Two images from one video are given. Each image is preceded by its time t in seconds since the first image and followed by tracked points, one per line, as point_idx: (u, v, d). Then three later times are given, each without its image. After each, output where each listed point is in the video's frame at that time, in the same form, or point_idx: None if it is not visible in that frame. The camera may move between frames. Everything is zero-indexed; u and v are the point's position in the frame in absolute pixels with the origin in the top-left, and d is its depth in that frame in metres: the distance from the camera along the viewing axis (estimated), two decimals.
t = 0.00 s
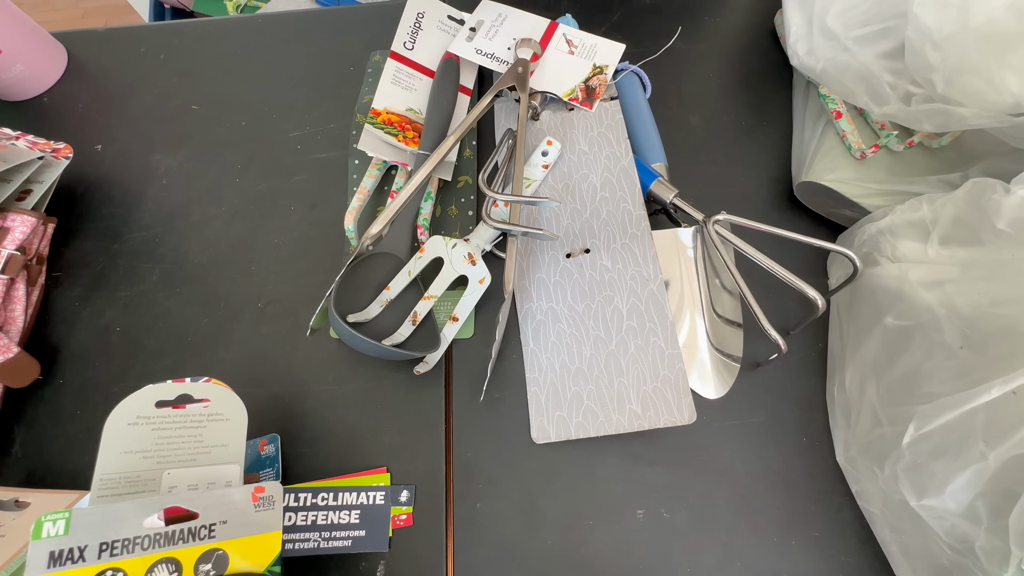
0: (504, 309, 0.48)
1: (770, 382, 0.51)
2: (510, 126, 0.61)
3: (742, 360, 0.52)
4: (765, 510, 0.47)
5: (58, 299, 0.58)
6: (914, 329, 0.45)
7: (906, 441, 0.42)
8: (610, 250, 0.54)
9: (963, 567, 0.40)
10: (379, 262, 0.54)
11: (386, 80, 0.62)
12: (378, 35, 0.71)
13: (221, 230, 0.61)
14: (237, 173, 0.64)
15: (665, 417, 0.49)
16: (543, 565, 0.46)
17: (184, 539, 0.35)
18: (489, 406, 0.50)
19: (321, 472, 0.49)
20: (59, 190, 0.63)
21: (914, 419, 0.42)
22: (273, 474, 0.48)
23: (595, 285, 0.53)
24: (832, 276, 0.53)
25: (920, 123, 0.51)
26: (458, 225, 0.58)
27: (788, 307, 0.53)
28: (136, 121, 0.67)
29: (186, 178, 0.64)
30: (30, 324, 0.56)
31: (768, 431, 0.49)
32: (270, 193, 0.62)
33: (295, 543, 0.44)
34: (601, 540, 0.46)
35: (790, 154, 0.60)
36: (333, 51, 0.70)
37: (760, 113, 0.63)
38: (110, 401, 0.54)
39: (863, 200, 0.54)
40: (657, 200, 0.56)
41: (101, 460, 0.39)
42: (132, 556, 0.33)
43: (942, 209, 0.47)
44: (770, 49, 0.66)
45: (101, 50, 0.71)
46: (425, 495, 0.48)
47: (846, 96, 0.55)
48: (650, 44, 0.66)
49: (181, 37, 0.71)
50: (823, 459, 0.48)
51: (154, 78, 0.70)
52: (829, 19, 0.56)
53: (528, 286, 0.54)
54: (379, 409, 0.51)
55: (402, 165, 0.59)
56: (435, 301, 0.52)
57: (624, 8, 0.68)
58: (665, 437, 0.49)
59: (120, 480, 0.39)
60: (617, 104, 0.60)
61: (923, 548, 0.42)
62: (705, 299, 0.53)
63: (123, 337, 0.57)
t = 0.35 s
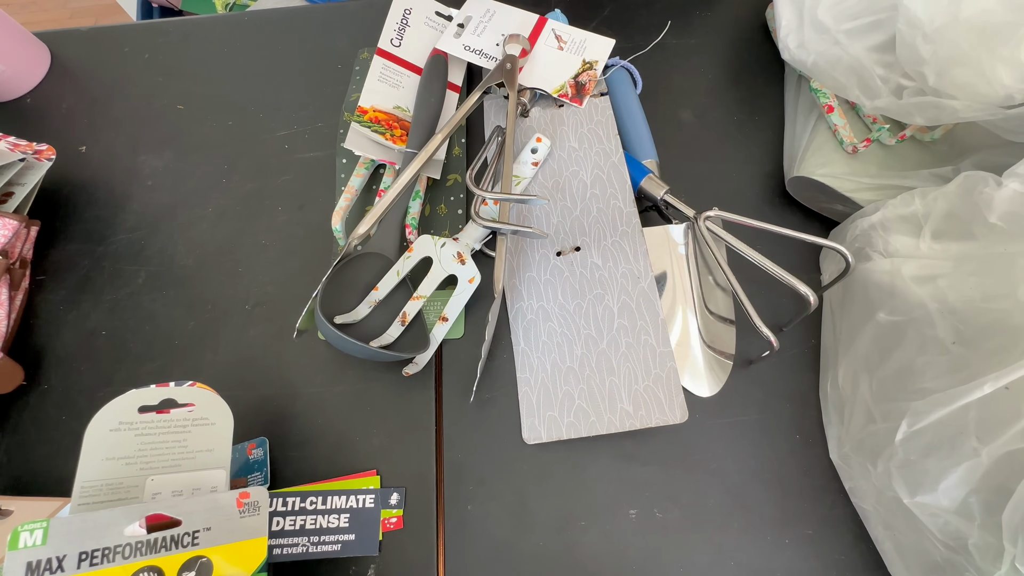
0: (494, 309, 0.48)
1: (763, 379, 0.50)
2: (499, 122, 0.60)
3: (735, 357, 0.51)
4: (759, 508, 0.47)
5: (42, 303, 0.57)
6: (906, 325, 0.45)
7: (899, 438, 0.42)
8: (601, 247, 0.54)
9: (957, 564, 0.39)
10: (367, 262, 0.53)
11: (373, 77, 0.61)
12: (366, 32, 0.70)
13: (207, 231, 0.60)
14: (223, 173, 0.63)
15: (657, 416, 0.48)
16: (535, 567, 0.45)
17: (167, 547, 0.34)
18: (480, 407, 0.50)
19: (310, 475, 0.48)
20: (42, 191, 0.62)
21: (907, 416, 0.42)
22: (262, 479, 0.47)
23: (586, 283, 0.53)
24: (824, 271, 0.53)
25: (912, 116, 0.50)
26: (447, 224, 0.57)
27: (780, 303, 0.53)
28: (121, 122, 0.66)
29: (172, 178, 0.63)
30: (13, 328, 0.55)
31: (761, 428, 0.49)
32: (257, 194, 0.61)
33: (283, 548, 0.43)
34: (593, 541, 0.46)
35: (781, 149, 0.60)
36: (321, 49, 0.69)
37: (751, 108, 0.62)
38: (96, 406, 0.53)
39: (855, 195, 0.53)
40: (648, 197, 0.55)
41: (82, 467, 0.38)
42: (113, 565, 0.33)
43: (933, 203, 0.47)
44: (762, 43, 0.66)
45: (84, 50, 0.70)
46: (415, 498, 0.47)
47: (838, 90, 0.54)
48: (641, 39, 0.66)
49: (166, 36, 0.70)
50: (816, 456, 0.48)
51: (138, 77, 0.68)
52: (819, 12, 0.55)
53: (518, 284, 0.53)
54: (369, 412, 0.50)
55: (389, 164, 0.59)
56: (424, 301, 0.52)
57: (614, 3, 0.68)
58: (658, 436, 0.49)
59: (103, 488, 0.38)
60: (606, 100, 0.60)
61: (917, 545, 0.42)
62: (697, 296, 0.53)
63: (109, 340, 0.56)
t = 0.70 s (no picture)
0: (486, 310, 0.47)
1: (758, 379, 0.50)
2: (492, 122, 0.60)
3: (729, 357, 0.51)
4: (753, 509, 0.46)
5: (31, 307, 0.57)
6: (900, 324, 0.45)
7: (893, 438, 0.42)
8: (594, 247, 0.54)
9: (951, 565, 0.39)
10: (359, 263, 0.52)
11: (364, 77, 0.61)
12: (358, 30, 0.69)
13: (198, 233, 0.59)
14: (213, 174, 0.62)
15: (651, 418, 0.48)
16: (529, 569, 0.45)
17: (154, 555, 0.34)
18: (473, 409, 0.50)
19: (302, 479, 0.48)
20: (30, 194, 0.62)
21: (901, 416, 0.42)
22: (253, 483, 0.47)
23: (579, 284, 0.52)
24: (819, 270, 0.53)
25: (906, 114, 0.50)
26: (440, 225, 0.57)
27: (774, 303, 0.52)
28: (109, 123, 0.65)
29: (162, 180, 0.62)
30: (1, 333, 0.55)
31: (756, 428, 0.48)
32: (248, 195, 0.61)
33: (275, 553, 0.43)
34: (587, 543, 0.46)
35: (776, 147, 0.59)
36: (312, 48, 0.68)
37: (746, 106, 0.62)
38: (86, 411, 0.53)
39: (849, 193, 0.53)
40: (641, 196, 0.55)
41: (69, 474, 0.38)
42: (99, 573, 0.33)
43: (927, 201, 0.47)
44: (756, 40, 0.65)
45: (72, 50, 0.69)
46: (408, 501, 0.47)
47: (832, 88, 0.54)
48: (635, 37, 0.65)
49: (155, 36, 0.69)
50: (811, 455, 0.48)
51: (127, 78, 0.68)
52: (813, 9, 0.55)
53: (511, 285, 0.53)
54: (361, 415, 0.50)
55: (381, 164, 0.58)
56: (417, 303, 0.51)
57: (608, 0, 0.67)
58: (652, 436, 0.48)
59: (90, 495, 0.38)
60: (599, 99, 0.59)
61: (911, 545, 0.42)
62: (691, 296, 0.52)
63: (99, 344, 0.55)
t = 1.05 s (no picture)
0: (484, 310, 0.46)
1: (758, 379, 0.50)
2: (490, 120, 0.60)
3: (729, 356, 0.51)
4: (753, 509, 0.46)
5: (25, 307, 0.56)
6: (900, 323, 0.44)
7: (894, 438, 0.42)
8: (592, 246, 0.53)
9: (951, 565, 0.39)
10: (356, 263, 0.52)
11: (361, 75, 0.60)
12: (354, 28, 0.68)
13: (193, 232, 0.59)
14: (209, 173, 0.62)
15: (650, 417, 0.48)
16: (527, 570, 0.45)
17: (149, 558, 0.34)
18: (471, 409, 0.49)
19: (299, 481, 0.48)
20: (24, 193, 0.61)
21: (902, 415, 0.42)
22: (250, 484, 0.47)
23: (577, 283, 0.52)
24: (818, 269, 0.52)
25: (906, 112, 0.50)
26: (438, 224, 0.56)
27: (774, 302, 0.52)
28: (104, 121, 0.65)
29: (157, 179, 0.62)
30: None
31: (755, 428, 0.48)
32: (243, 194, 0.60)
33: (271, 555, 0.43)
34: (587, 544, 0.45)
35: (775, 145, 0.59)
36: (308, 45, 0.68)
37: (745, 104, 0.61)
38: (81, 412, 0.52)
39: (849, 191, 0.53)
40: (640, 194, 0.54)
41: (62, 476, 0.37)
42: None
43: (928, 199, 0.46)
44: (755, 38, 0.65)
45: (66, 48, 0.68)
46: (406, 503, 0.46)
47: (832, 85, 0.54)
48: (634, 34, 0.65)
49: (149, 34, 0.69)
50: (811, 455, 0.47)
51: (122, 76, 0.67)
52: (812, 7, 0.55)
53: (510, 285, 0.53)
54: (358, 415, 0.50)
55: (378, 162, 0.58)
56: (415, 302, 0.51)
57: None
58: (652, 437, 0.48)
59: (84, 497, 0.37)
60: (598, 96, 0.59)
61: (912, 545, 0.41)
62: (691, 295, 0.52)
63: (94, 345, 0.55)
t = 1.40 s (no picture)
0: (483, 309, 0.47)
1: (755, 377, 0.50)
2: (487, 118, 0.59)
3: (726, 355, 0.51)
4: (750, 506, 0.46)
5: (23, 305, 0.56)
6: (897, 321, 0.45)
7: (890, 435, 0.42)
8: (590, 245, 0.53)
9: (946, 562, 0.39)
10: (354, 261, 0.52)
11: (359, 73, 0.60)
12: (353, 26, 0.68)
13: (192, 230, 0.59)
14: (208, 171, 0.62)
15: (647, 414, 0.48)
16: (525, 568, 0.45)
17: (147, 553, 0.34)
18: (469, 407, 0.49)
19: (297, 478, 0.48)
20: (23, 191, 0.61)
21: (897, 412, 0.42)
22: (247, 481, 0.47)
23: (575, 281, 0.52)
24: (816, 267, 0.53)
25: (902, 111, 0.50)
26: (436, 222, 0.56)
27: (771, 300, 0.52)
28: (103, 120, 0.65)
29: (156, 178, 0.62)
30: None
31: (752, 426, 0.48)
32: (242, 192, 0.60)
33: (269, 552, 0.43)
34: (584, 541, 0.46)
35: (773, 144, 0.59)
36: (307, 44, 0.68)
37: (743, 103, 0.61)
38: (79, 410, 0.52)
39: (846, 189, 0.53)
40: (638, 192, 0.55)
41: (61, 472, 0.37)
42: (90, 572, 0.33)
43: (924, 197, 0.47)
44: (754, 38, 0.65)
45: (65, 46, 0.68)
46: (404, 500, 0.46)
47: (829, 84, 0.54)
48: (632, 34, 0.65)
49: (149, 32, 0.69)
50: (808, 452, 0.48)
51: (121, 74, 0.67)
52: (810, 7, 0.55)
53: (508, 283, 0.53)
54: (356, 413, 0.50)
55: (376, 161, 0.58)
56: (412, 300, 0.51)
57: None
58: (650, 434, 0.48)
59: (81, 493, 0.37)
60: (596, 95, 0.59)
61: (907, 542, 0.42)
62: (688, 293, 0.52)
63: (92, 343, 0.55)
